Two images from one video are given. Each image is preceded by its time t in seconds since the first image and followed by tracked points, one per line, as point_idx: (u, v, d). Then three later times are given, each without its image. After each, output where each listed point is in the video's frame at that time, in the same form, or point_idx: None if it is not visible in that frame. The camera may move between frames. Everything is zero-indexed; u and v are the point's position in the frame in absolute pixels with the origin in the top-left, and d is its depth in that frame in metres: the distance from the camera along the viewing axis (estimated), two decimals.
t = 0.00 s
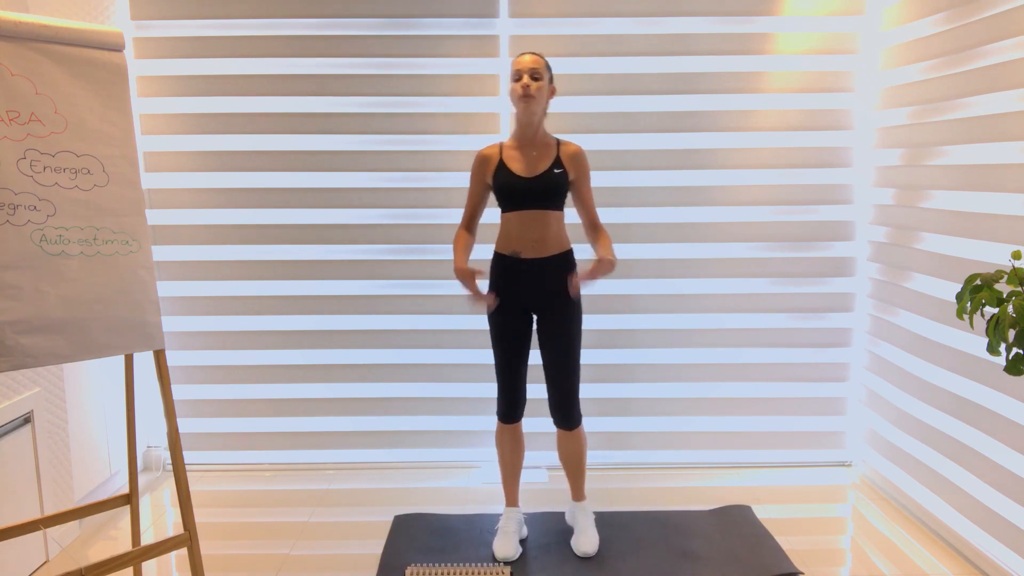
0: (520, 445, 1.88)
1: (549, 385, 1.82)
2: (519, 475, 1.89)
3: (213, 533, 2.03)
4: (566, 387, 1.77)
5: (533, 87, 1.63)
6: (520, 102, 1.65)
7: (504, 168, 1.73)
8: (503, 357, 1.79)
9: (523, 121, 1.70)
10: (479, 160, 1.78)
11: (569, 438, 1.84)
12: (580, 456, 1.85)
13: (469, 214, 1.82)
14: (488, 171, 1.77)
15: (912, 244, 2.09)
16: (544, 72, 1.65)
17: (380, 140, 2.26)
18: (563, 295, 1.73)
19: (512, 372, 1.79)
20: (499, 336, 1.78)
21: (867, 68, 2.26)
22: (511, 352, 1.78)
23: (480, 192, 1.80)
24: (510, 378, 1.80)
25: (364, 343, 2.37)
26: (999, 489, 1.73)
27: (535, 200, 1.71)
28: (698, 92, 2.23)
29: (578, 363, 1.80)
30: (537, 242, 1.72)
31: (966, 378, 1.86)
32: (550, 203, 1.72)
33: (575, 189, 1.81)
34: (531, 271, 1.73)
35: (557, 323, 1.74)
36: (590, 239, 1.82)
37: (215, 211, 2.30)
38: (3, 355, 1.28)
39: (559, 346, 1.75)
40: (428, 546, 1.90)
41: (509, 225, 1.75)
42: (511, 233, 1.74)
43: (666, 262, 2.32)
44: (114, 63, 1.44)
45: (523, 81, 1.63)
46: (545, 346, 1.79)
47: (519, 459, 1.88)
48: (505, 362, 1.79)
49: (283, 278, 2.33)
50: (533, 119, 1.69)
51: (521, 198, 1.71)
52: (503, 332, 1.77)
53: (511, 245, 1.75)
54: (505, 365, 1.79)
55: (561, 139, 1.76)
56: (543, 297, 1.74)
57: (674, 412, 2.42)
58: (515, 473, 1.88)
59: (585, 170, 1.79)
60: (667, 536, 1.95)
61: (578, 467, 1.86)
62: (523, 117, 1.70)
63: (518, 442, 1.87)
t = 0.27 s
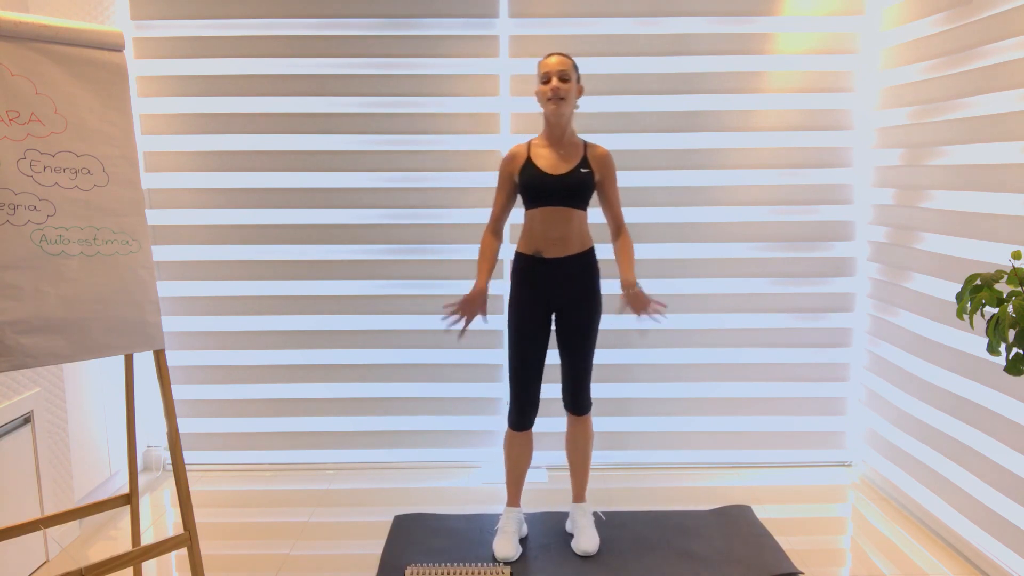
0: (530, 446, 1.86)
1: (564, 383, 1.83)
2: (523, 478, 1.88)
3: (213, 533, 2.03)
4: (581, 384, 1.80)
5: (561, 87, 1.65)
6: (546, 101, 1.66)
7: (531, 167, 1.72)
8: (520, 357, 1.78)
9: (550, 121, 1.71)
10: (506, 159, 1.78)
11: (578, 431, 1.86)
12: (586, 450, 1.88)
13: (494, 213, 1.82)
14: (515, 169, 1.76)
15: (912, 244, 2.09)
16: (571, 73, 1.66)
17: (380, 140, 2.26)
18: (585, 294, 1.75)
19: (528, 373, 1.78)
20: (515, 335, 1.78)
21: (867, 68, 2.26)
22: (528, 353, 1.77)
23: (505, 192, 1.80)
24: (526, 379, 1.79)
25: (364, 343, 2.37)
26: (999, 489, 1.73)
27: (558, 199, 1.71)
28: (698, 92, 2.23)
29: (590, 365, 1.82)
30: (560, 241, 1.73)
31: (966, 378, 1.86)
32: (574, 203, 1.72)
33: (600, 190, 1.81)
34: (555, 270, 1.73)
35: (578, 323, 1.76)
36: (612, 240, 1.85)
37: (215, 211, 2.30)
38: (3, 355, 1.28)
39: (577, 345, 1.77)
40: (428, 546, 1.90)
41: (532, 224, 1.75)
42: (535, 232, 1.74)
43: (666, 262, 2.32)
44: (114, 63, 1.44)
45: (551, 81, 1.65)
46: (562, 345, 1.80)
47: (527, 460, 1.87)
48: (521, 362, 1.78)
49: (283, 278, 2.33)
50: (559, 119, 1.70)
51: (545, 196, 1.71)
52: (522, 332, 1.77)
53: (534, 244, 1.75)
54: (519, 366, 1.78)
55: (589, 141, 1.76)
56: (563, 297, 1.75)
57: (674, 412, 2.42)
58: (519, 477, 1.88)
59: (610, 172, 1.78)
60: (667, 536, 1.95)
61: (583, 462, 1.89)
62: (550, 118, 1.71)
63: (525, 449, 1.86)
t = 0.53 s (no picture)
0: (534, 443, 1.86)
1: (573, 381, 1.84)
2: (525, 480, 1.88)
3: (214, 533, 2.04)
4: (590, 382, 1.81)
5: (575, 86, 1.66)
6: (562, 101, 1.67)
7: (546, 166, 1.73)
8: (529, 354, 1.77)
9: (566, 120, 1.72)
10: (521, 160, 1.79)
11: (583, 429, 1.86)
12: (590, 448, 1.89)
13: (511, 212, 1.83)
14: (530, 169, 1.78)
15: (911, 244, 2.09)
16: (587, 72, 1.67)
17: (380, 140, 2.26)
18: (599, 294, 1.75)
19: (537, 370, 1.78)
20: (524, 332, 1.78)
21: (867, 68, 2.26)
22: (538, 350, 1.77)
23: (522, 191, 1.81)
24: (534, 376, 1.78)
25: (364, 343, 2.37)
26: (999, 489, 1.73)
27: (573, 198, 1.71)
28: (698, 92, 2.23)
29: (599, 364, 1.83)
30: (574, 239, 1.73)
31: (966, 378, 1.86)
32: (590, 202, 1.72)
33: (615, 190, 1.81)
34: (569, 269, 1.74)
35: (590, 322, 1.76)
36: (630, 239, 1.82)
37: (215, 211, 2.30)
38: (3, 355, 1.28)
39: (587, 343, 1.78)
40: (428, 546, 1.90)
41: (547, 223, 1.75)
42: (549, 231, 1.75)
43: (666, 262, 2.33)
44: (114, 63, 1.44)
45: (566, 81, 1.66)
46: (572, 342, 1.81)
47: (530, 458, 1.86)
48: (531, 359, 1.77)
49: (283, 278, 2.33)
50: (575, 118, 1.70)
51: (561, 195, 1.71)
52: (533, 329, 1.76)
53: (549, 243, 1.75)
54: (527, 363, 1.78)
55: (604, 141, 1.76)
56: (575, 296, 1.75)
57: (674, 412, 2.42)
58: (523, 477, 1.87)
59: (626, 172, 1.78)
60: (667, 536, 1.94)
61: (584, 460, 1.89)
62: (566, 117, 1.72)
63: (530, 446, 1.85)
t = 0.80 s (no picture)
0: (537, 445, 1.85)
1: (575, 381, 1.84)
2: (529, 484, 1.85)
3: (214, 533, 2.04)
4: (592, 382, 1.81)
5: (580, 87, 1.66)
6: (566, 101, 1.67)
7: (549, 167, 1.73)
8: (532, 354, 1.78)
9: (569, 121, 1.72)
10: (524, 160, 1.79)
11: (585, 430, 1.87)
12: (592, 449, 1.88)
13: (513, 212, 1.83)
14: (533, 170, 1.78)
15: (911, 244, 2.09)
16: (591, 73, 1.68)
17: (380, 140, 2.26)
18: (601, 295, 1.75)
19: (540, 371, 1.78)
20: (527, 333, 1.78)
21: (867, 68, 2.26)
22: (541, 350, 1.77)
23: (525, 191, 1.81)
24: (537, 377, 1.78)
25: (364, 343, 2.37)
26: (999, 489, 1.73)
27: (575, 199, 1.71)
28: (698, 92, 2.23)
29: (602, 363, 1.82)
30: (576, 240, 1.73)
31: (966, 378, 1.86)
32: (591, 203, 1.72)
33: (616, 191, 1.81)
34: (572, 269, 1.73)
35: (592, 323, 1.76)
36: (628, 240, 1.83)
37: (215, 211, 2.30)
38: (3, 355, 1.28)
39: (589, 344, 1.78)
40: (428, 546, 1.90)
41: (549, 223, 1.75)
42: (552, 231, 1.75)
43: (666, 262, 2.33)
44: (114, 63, 1.44)
45: (571, 81, 1.66)
46: (574, 342, 1.81)
47: (534, 462, 1.85)
48: (534, 359, 1.77)
49: (283, 278, 2.33)
50: (578, 119, 1.71)
51: (563, 196, 1.71)
52: (535, 329, 1.76)
53: (551, 243, 1.75)
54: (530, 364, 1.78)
55: (607, 142, 1.77)
56: (577, 296, 1.75)
57: (674, 412, 2.42)
58: (525, 486, 1.84)
59: (628, 173, 1.78)
60: (667, 536, 1.94)
61: (586, 461, 1.89)
62: (569, 118, 1.72)
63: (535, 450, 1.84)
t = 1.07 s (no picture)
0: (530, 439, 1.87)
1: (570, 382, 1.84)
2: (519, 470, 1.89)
3: (214, 533, 2.04)
4: (587, 383, 1.81)
5: (570, 86, 1.66)
6: (556, 101, 1.67)
7: (541, 167, 1.72)
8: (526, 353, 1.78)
9: (560, 121, 1.71)
10: (515, 160, 1.78)
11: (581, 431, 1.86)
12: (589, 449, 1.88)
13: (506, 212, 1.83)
14: (524, 169, 1.77)
15: (912, 243, 2.09)
16: (580, 73, 1.67)
17: (380, 140, 2.26)
18: (594, 294, 1.75)
19: (535, 370, 1.79)
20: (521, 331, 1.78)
21: (867, 68, 2.26)
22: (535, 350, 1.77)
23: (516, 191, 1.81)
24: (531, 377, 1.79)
25: (364, 343, 2.37)
26: (999, 489, 1.73)
27: (567, 198, 1.71)
28: (698, 92, 2.23)
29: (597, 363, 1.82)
30: (569, 239, 1.73)
31: (966, 378, 1.86)
32: (584, 202, 1.72)
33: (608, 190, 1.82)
34: (564, 268, 1.74)
35: (586, 322, 1.76)
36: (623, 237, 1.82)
37: (215, 211, 2.30)
38: (3, 355, 1.28)
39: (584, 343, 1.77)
40: (428, 546, 1.90)
41: (542, 223, 1.75)
42: (545, 231, 1.75)
43: (666, 262, 2.33)
44: (114, 63, 1.44)
45: (561, 80, 1.65)
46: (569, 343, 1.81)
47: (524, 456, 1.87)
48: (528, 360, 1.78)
49: (283, 278, 2.33)
50: (568, 119, 1.70)
51: (555, 195, 1.71)
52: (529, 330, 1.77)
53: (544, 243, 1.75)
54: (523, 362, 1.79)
55: (597, 141, 1.77)
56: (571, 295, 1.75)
57: (674, 412, 2.42)
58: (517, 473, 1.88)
59: (619, 171, 1.79)
60: (667, 536, 1.94)
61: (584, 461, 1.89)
62: (559, 118, 1.71)
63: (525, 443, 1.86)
